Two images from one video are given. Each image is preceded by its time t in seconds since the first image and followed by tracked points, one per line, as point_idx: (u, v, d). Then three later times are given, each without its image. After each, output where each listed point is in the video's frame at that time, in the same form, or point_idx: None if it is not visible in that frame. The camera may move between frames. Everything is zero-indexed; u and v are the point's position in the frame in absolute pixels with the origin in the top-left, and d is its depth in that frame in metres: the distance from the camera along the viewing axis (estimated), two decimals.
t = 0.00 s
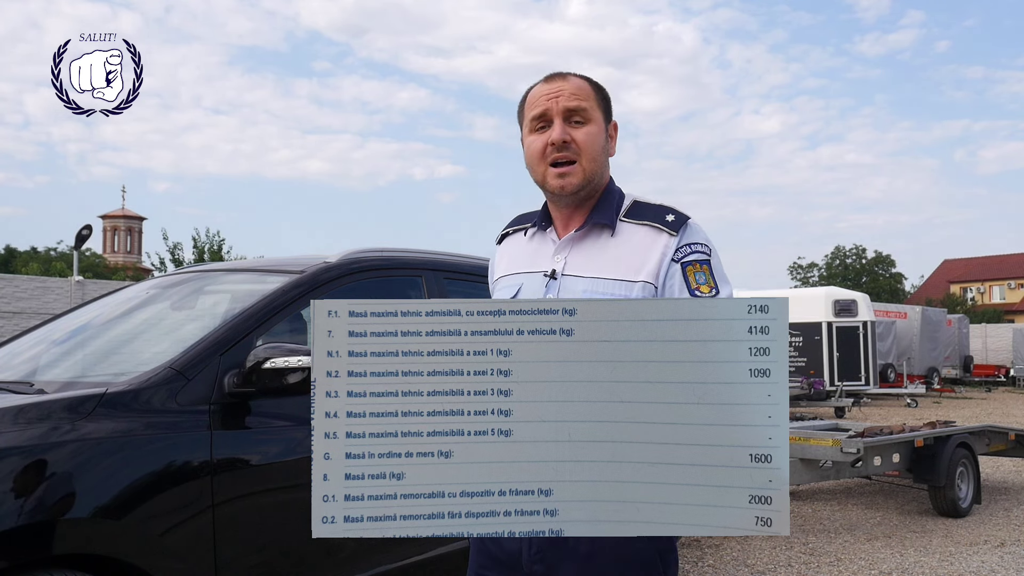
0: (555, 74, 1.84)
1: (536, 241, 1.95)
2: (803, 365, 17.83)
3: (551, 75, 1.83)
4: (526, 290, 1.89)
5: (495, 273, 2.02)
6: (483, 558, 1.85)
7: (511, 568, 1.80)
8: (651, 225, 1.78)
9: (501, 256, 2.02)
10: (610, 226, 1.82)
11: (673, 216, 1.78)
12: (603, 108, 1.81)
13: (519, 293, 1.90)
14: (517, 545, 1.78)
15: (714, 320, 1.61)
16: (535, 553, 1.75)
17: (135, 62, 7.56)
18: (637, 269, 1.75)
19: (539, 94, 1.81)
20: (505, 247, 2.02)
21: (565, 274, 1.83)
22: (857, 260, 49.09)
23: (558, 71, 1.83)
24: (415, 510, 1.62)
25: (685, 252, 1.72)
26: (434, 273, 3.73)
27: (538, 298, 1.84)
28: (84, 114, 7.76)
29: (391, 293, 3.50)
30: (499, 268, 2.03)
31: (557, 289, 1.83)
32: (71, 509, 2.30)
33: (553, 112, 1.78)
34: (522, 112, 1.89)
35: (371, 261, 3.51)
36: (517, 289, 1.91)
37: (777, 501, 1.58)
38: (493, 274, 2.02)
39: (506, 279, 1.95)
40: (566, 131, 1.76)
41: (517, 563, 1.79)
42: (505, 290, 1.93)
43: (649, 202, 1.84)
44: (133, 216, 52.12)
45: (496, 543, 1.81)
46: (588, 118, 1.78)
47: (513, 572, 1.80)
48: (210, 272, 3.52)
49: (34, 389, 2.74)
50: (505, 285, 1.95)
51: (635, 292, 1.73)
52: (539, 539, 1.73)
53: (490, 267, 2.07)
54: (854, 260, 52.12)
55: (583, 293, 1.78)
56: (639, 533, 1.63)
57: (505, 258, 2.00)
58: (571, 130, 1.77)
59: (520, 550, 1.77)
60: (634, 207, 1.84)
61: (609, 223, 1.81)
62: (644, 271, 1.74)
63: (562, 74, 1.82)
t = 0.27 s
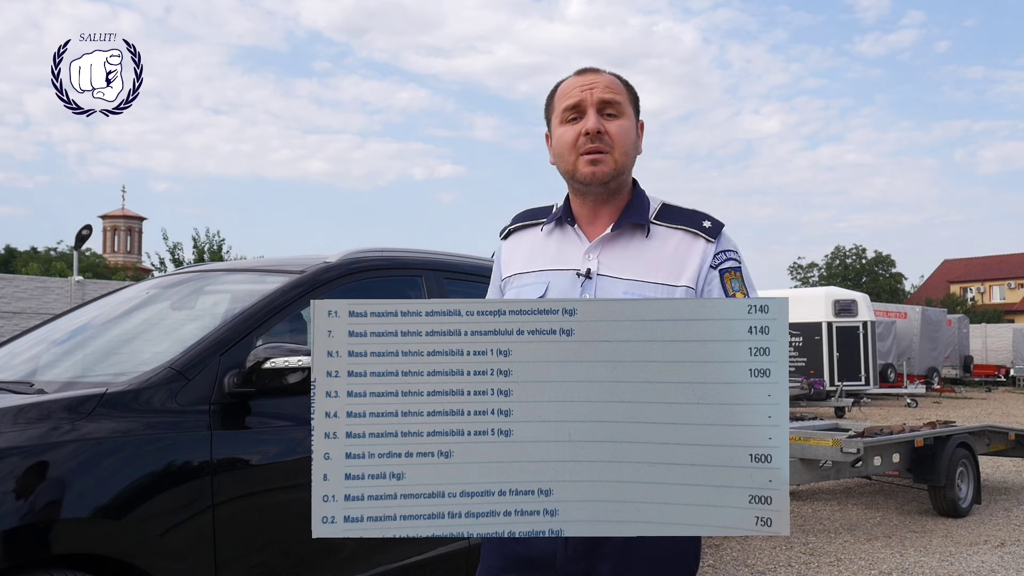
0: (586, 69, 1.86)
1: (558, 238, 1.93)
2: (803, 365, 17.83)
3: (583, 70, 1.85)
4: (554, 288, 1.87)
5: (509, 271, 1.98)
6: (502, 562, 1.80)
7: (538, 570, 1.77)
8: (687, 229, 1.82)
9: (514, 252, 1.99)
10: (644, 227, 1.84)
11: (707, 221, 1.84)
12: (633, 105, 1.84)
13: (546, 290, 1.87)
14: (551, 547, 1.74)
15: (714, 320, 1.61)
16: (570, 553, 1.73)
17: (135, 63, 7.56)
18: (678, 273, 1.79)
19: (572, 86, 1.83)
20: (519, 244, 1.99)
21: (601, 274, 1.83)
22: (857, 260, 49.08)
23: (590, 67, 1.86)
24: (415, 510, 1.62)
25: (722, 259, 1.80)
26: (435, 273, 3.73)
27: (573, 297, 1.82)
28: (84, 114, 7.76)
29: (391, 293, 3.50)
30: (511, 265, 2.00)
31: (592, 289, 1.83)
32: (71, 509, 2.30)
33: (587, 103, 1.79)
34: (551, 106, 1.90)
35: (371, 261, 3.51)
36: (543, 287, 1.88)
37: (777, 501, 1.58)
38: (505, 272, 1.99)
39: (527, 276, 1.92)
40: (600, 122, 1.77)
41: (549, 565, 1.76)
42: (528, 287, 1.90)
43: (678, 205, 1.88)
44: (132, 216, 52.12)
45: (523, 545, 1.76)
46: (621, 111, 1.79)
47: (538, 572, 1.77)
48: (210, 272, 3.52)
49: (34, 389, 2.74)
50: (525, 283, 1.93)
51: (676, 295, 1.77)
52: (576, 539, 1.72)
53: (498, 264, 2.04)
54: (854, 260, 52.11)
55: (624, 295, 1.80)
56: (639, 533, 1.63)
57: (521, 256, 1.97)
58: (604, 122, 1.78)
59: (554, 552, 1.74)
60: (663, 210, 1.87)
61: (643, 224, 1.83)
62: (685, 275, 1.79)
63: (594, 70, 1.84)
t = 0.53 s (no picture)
0: (586, 71, 1.88)
1: (552, 238, 1.94)
2: (803, 365, 17.83)
3: (583, 72, 1.87)
4: (552, 286, 1.87)
5: (501, 269, 1.97)
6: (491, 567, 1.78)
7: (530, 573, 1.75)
8: (685, 234, 1.87)
9: (504, 252, 1.98)
10: (642, 229, 1.88)
11: (704, 228, 1.90)
12: (631, 108, 1.86)
13: (544, 289, 1.87)
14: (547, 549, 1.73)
15: (714, 320, 1.61)
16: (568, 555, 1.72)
17: (135, 63, 7.53)
18: (677, 275, 1.83)
19: (573, 87, 1.84)
20: (511, 243, 1.98)
21: (600, 272, 1.86)
22: (857, 260, 49.08)
23: (589, 69, 1.88)
24: (415, 510, 1.62)
25: (719, 264, 1.86)
26: (435, 273, 3.73)
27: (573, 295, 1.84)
28: (85, 114, 7.75)
29: (391, 293, 3.50)
30: (501, 265, 1.99)
31: (591, 288, 1.85)
32: (71, 509, 2.30)
33: (587, 102, 1.80)
34: (550, 107, 1.91)
35: (371, 261, 3.51)
36: (541, 285, 1.88)
37: (777, 501, 1.58)
38: (495, 272, 1.97)
39: (521, 275, 1.91)
40: (601, 121, 1.78)
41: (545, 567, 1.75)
42: (523, 286, 1.90)
43: (674, 210, 1.92)
44: (132, 216, 52.12)
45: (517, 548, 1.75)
46: (621, 112, 1.81)
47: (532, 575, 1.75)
48: (210, 272, 3.52)
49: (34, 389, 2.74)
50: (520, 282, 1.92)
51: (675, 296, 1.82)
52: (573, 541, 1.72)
53: (486, 264, 2.02)
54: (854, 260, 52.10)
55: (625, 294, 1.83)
56: (639, 533, 1.63)
57: (512, 255, 1.96)
58: (605, 121, 1.79)
59: (551, 555, 1.73)
60: (659, 215, 1.91)
61: (642, 226, 1.86)
62: (683, 277, 1.83)
63: (594, 72, 1.86)
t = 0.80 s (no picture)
0: (551, 78, 1.91)
1: (522, 238, 1.94)
2: (803, 365, 17.83)
3: (548, 77, 1.90)
4: (524, 284, 1.87)
5: (473, 271, 1.97)
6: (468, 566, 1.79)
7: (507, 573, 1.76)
8: (655, 232, 1.90)
9: (475, 256, 1.98)
10: (612, 228, 1.89)
11: (672, 227, 1.93)
12: (596, 111, 1.89)
13: (515, 287, 1.87)
14: (521, 550, 1.74)
15: (714, 320, 1.62)
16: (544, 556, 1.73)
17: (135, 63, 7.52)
18: (647, 270, 1.85)
19: (538, 91, 1.87)
20: (481, 246, 1.98)
21: (571, 269, 1.86)
22: (857, 260, 49.08)
23: (554, 76, 1.91)
24: (415, 510, 1.62)
25: (689, 261, 1.88)
26: (435, 273, 3.74)
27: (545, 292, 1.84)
28: (85, 114, 7.74)
29: (391, 293, 3.50)
30: (472, 268, 1.98)
31: (562, 284, 1.85)
32: (71, 509, 2.30)
33: (552, 105, 1.82)
34: (517, 113, 1.93)
35: (371, 261, 3.51)
36: (511, 284, 1.88)
37: (777, 501, 1.58)
38: (467, 275, 1.97)
39: (491, 276, 1.91)
40: (566, 122, 1.80)
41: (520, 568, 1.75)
42: (495, 285, 1.89)
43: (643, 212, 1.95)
44: (132, 216, 52.12)
45: (494, 550, 1.76)
46: (586, 114, 1.83)
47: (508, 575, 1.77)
48: (210, 272, 3.52)
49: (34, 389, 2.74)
50: (491, 282, 1.92)
51: (647, 291, 1.83)
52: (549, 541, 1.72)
53: (457, 269, 2.02)
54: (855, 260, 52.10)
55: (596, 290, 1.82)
56: (639, 533, 1.63)
57: (482, 258, 1.96)
58: (570, 123, 1.81)
59: (527, 555, 1.74)
60: (629, 216, 1.93)
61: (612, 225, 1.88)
62: (653, 273, 1.85)
63: (559, 77, 1.89)
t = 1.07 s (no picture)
0: (531, 77, 1.90)
1: (506, 242, 1.95)
2: (803, 365, 17.83)
3: (528, 77, 1.89)
4: (510, 290, 1.89)
5: (460, 277, 1.98)
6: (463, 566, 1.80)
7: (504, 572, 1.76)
8: (639, 228, 1.90)
9: (460, 261, 2.00)
10: (596, 228, 1.89)
11: (656, 220, 1.93)
12: (578, 110, 1.88)
13: (502, 293, 1.89)
14: (515, 550, 1.74)
15: (714, 320, 1.61)
16: (538, 556, 1.73)
17: (135, 63, 7.53)
18: (632, 267, 1.85)
19: (518, 92, 1.86)
20: (467, 251, 1.99)
21: (556, 272, 1.87)
22: (857, 260, 49.08)
23: (535, 75, 1.90)
24: (415, 510, 1.62)
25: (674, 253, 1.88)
26: (434, 273, 3.74)
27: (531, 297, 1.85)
28: (84, 114, 7.75)
29: (391, 292, 3.50)
30: (459, 273, 2.00)
31: (548, 288, 1.86)
32: (71, 509, 2.30)
33: (532, 106, 1.82)
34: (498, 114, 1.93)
35: (371, 260, 3.51)
36: (498, 290, 1.90)
37: (777, 501, 1.58)
38: (454, 281, 1.99)
39: (478, 282, 1.93)
40: (546, 124, 1.80)
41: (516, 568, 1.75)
42: (482, 292, 1.91)
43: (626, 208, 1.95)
44: (132, 216, 52.12)
45: (491, 549, 1.76)
46: (566, 114, 1.82)
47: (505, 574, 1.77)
48: (210, 272, 3.52)
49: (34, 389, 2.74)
50: (478, 288, 1.93)
51: (633, 289, 1.84)
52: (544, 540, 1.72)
53: (445, 273, 2.04)
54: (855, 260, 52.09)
55: (582, 292, 1.83)
56: (638, 533, 1.63)
57: (468, 263, 1.98)
58: (550, 124, 1.81)
59: (521, 554, 1.74)
60: (612, 214, 1.93)
61: (595, 225, 1.88)
62: (639, 270, 1.85)
63: (539, 76, 1.88)
